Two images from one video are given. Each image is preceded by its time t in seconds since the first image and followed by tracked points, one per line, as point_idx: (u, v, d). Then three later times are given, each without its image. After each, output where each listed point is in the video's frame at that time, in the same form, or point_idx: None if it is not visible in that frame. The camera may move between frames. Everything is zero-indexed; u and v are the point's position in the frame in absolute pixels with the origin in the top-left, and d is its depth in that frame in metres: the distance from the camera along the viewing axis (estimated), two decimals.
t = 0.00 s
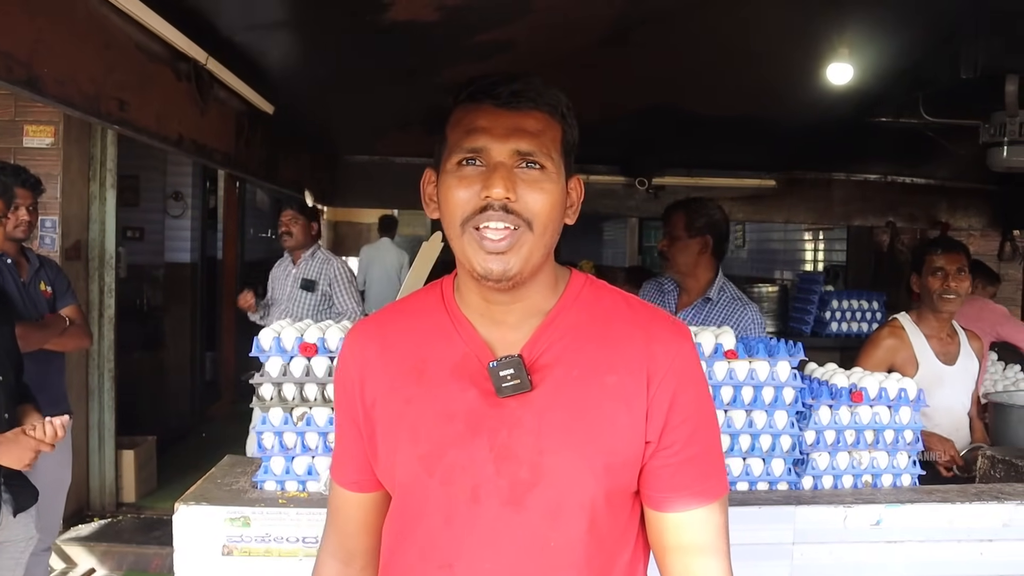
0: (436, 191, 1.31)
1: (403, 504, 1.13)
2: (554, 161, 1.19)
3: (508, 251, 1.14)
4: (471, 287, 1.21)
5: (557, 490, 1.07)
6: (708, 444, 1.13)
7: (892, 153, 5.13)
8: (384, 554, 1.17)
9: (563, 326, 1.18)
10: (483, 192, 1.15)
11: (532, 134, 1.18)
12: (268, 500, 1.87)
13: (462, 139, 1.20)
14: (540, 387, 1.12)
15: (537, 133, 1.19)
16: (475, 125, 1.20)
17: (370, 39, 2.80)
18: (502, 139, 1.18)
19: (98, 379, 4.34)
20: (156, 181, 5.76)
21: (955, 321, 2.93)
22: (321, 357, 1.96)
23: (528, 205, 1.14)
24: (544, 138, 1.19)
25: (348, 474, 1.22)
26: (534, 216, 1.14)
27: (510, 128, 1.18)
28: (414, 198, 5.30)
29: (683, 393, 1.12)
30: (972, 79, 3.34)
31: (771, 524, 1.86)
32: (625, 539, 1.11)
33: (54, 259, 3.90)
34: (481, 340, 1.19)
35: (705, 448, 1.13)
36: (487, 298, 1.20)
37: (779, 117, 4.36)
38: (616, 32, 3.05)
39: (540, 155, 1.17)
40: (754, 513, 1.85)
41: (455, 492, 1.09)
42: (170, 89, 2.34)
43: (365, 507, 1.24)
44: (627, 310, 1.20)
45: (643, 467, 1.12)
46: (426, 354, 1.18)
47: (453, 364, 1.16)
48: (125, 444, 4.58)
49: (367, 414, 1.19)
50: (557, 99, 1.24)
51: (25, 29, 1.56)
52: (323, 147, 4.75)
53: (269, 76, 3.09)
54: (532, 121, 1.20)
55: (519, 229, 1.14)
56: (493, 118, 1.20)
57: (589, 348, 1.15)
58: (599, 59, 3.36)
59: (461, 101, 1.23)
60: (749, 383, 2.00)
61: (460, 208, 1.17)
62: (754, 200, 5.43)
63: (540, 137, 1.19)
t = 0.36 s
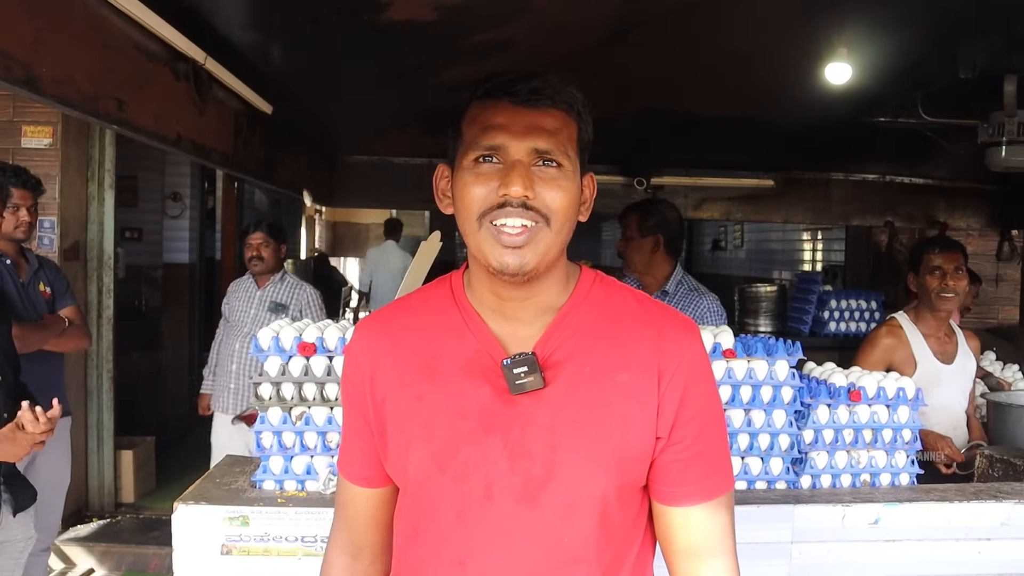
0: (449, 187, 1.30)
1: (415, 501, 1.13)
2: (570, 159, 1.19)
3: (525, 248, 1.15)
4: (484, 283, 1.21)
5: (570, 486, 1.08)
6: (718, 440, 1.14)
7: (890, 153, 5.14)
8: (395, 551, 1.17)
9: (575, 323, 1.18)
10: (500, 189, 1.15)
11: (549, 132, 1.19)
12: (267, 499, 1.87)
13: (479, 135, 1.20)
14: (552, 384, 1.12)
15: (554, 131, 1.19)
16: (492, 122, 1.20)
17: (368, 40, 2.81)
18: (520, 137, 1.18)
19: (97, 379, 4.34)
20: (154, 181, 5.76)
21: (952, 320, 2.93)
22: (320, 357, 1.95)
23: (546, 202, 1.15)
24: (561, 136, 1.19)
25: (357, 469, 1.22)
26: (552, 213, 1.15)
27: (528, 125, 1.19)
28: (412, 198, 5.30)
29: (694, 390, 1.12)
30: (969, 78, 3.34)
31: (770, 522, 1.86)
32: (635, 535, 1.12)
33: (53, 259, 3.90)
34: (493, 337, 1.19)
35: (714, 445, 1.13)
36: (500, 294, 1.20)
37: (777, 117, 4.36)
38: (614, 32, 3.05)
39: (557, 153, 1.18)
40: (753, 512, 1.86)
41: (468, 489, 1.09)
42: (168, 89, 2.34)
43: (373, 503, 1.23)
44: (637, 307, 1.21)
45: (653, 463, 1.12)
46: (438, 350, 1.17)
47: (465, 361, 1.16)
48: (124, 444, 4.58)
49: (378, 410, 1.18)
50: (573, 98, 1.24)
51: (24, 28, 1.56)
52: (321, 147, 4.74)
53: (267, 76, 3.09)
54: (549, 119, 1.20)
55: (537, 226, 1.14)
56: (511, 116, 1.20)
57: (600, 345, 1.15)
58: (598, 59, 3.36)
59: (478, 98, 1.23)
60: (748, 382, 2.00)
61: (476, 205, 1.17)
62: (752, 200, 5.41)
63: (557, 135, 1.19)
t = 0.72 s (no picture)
0: (445, 184, 1.30)
1: (413, 498, 1.13)
2: (566, 152, 1.19)
3: (522, 241, 1.15)
4: (480, 278, 1.21)
5: (568, 481, 1.08)
6: (713, 435, 1.14)
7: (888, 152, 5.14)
8: (393, 548, 1.17)
9: (571, 319, 1.18)
10: (498, 181, 1.15)
11: (546, 125, 1.19)
12: (265, 498, 1.87)
13: (476, 129, 1.20)
14: (550, 380, 1.12)
15: (551, 124, 1.19)
16: (489, 116, 1.20)
17: (366, 39, 2.81)
18: (517, 130, 1.18)
19: (94, 378, 4.34)
20: (152, 181, 5.75)
21: (949, 320, 2.94)
22: (318, 356, 1.96)
23: (544, 194, 1.15)
24: (557, 130, 1.20)
25: (353, 467, 1.22)
26: (550, 205, 1.15)
27: (525, 118, 1.19)
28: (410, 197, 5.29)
29: (689, 385, 1.13)
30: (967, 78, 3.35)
31: (767, 521, 1.87)
32: (632, 531, 1.12)
33: (51, 259, 3.89)
34: (491, 334, 1.19)
35: (709, 440, 1.14)
36: (497, 289, 1.20)
37: (774, 116, 4.36)
38: (612, 32, 3.05)
39: (553, 146, 1.18)
40: (751, 511, 1.86)
41: (467, 486, 1.10)
42: (166, 88, 2.34)
43: (371, 500, 1.23)
44: (632, 303, 1.21)
45: (650, 458, 1.12)
46: (435, 347, 1.17)
47: (463, 358, 1.16)
48: (122, 444, 4.58)
49: (375, 408, 1.18)
50: (568, 93, 1.24)
51: (21, 27, 1.56)
52: (319, 147, 4.74)
53: (265, 76, 3.09)
54: (545, 112, 1.20)
55: (535, 218, 1.14)
56: (508, 109, 1.20)
57: (597, 341, 1.15)
58: (596, 58, 3.36)
59: (474, 93, 1.23)
60: (746, 381, 2.00)
61: (473, 198, 1.17)
62: (751, 200, 5.43)
63: (554, 128, 1.19)
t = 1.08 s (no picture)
0: (440, 186, 1.30)
1: (411, 497, 1.13)
2: (558, 155, 1.19)
3: (514, 242, 1.15)
4: (475, 280, 1.21)
5: (565, 479, 1.08)
6: (710, 432, 1.14)
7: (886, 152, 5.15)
8: (393, 547, 1.17)
9: (567, 319, 1.18)
10: (489, 185, 1.15)
11: (537, 129, 1.19)
12: (264, 497, 1.87)
13: (468, 133, 1.20)
14: (547, 379, 1.12)
15: (542, 127, 1.19)
16: (481, 120, 1.20)
17: (364, 38, 2.81)
18: (508, 134, 1.18)
19: (93, 377, 4.33)
20: (150, 179, 5.74)
21: (947, 319, 2.94)
22: (317, 356, 1.96)
23: (536, 197, 1.15)
24: (549, 133, 1.19)
25: (352, 467, 1.22)
26: (542, 207, 1.15)
27: (516, 122, 1.19)
28: (409, 196, 5.29)
29: (685, 383, 1.13)
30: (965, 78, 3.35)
31: (766, 520, 1.87)
32: (630, 528, 1.12)
33: (49, 258, 3.89)
34: (487, 334, 1.19)
35: (706, 437, 1.14)
36: (492, 291, 1.20)
37: (773, 115, 4.36)
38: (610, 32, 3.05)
39: (545, 149, 1.18)
40: (749, 510, 1.86)
41: (465, 484, 1.10)
42: (165, 87, 2.33)
43: (370, 499, 1.23)
44: (629, 302, 1.21)
45: (646, 456, 1.13)
46: (433, 347, 1.18)
47: (460, 358, 1.16)
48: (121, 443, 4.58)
49: (373, 408, 1.18)
50: (561, 95, 1.24)
51: (19, 27, 1.55)
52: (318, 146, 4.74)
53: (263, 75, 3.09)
54: (537, 116, 1.20)
55: (527, 221, 1.14)
56: (500, 113, 1.20)
57: (593, 340, 1.15)
58: (594, 57, 3.36)
59: (466, 96, 1.23)
60: (745, 380, 2.00)
61: (466, 202, 1.17)
62: (749, 199, 5.43)
63: (545, 132, 1.19)
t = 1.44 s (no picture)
0: (441, 186, 1.30)
1: (412, 497, 1.13)
2: (558, 155, 1.19)
3: (515, 242, 1.15)
4: (476, 279, 1.21)
5: (565, 480, 1.08)
6: (710, 433, 1.14)
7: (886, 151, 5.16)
8: (393, 547, 1.17)
9: (568, 319, 1.18)
10: (489, 185, 1.15)
11: (537, 129, 1.19)
12: (263, 497, 1.87)
13: (468, 134, 1.20)
14: (546, 379, 1.12)
15: (542, 127, 1.19)
16: (481, 120, 1.20)
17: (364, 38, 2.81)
18: (508, 134, 1.18)
19: (92, 377, 4.33)
20: (150, 179, 5.74)
21: (945, 318, 2.94)
22: (316, 355, 1.95)
23: (536, 197, 1.15)
24: (549, 133, 1.19)
25: (354, 465, 1.22)
26: (542, 207, 1.15)
27: (516, 122, 1.19)
28: (408, 196, 5.29)
29: (685, 383, 1.13)
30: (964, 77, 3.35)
31: (765, 519, 1.87)
32: (629, 528, 1.12)
33: (48, 258, 3.89)
34: (488, 333, 1.19)
35: (706, 438, 1.14)
36: (492, 291, 1.20)
37: (772, 115, 4.37)
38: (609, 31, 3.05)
39: (546, 149, 1.18)
40: (749, 509, 1.87)
41: (464, 484, 1.10)
42: (164, 86, 2.34)
43: (370, 499, 1.23)
44: (629, 303, 1.21)
45: (646, 456, 1.13)
46: (434, 347, 1.18)
47: (460, 358, 1.16)
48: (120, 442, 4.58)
49: (374, 408, 1.19)
50: (561, 95, 1.24)
51: (18, 26, 1.55)
52: (317, 145, 4.74)
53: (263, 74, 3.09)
54: (537, 116, 1.20)
55: (527, 220, 1.14)
56: (500, 113, 1.20)
57: (593, 341, 1.15)
58: (594, 56, 3.36)
59: (467, 97, 1.24)
60: (744, 379, 2.00)
61: (466, 201, 1.17)
62: (749, 199, 5.43)
63: (546, 132, 1.19)
